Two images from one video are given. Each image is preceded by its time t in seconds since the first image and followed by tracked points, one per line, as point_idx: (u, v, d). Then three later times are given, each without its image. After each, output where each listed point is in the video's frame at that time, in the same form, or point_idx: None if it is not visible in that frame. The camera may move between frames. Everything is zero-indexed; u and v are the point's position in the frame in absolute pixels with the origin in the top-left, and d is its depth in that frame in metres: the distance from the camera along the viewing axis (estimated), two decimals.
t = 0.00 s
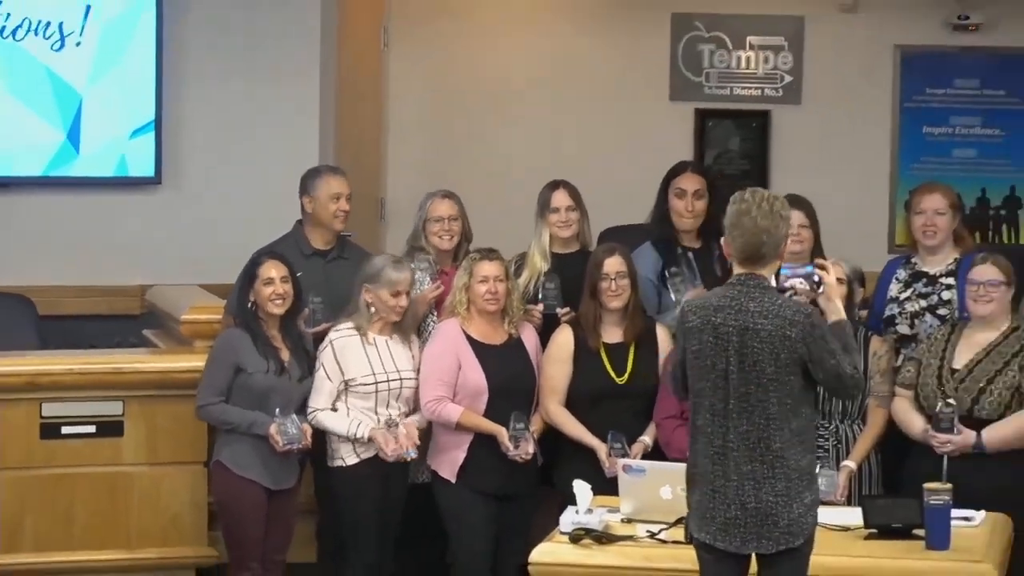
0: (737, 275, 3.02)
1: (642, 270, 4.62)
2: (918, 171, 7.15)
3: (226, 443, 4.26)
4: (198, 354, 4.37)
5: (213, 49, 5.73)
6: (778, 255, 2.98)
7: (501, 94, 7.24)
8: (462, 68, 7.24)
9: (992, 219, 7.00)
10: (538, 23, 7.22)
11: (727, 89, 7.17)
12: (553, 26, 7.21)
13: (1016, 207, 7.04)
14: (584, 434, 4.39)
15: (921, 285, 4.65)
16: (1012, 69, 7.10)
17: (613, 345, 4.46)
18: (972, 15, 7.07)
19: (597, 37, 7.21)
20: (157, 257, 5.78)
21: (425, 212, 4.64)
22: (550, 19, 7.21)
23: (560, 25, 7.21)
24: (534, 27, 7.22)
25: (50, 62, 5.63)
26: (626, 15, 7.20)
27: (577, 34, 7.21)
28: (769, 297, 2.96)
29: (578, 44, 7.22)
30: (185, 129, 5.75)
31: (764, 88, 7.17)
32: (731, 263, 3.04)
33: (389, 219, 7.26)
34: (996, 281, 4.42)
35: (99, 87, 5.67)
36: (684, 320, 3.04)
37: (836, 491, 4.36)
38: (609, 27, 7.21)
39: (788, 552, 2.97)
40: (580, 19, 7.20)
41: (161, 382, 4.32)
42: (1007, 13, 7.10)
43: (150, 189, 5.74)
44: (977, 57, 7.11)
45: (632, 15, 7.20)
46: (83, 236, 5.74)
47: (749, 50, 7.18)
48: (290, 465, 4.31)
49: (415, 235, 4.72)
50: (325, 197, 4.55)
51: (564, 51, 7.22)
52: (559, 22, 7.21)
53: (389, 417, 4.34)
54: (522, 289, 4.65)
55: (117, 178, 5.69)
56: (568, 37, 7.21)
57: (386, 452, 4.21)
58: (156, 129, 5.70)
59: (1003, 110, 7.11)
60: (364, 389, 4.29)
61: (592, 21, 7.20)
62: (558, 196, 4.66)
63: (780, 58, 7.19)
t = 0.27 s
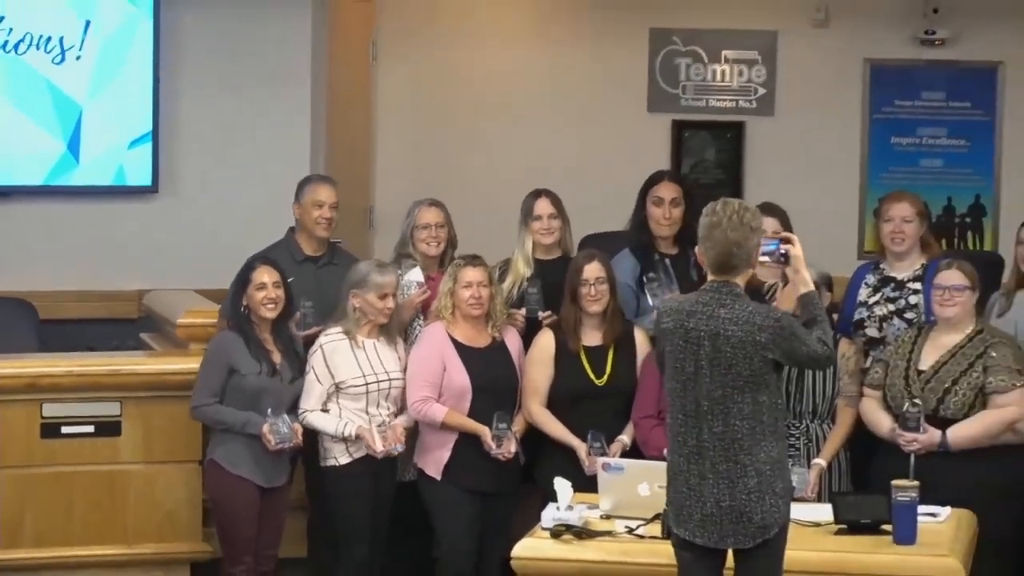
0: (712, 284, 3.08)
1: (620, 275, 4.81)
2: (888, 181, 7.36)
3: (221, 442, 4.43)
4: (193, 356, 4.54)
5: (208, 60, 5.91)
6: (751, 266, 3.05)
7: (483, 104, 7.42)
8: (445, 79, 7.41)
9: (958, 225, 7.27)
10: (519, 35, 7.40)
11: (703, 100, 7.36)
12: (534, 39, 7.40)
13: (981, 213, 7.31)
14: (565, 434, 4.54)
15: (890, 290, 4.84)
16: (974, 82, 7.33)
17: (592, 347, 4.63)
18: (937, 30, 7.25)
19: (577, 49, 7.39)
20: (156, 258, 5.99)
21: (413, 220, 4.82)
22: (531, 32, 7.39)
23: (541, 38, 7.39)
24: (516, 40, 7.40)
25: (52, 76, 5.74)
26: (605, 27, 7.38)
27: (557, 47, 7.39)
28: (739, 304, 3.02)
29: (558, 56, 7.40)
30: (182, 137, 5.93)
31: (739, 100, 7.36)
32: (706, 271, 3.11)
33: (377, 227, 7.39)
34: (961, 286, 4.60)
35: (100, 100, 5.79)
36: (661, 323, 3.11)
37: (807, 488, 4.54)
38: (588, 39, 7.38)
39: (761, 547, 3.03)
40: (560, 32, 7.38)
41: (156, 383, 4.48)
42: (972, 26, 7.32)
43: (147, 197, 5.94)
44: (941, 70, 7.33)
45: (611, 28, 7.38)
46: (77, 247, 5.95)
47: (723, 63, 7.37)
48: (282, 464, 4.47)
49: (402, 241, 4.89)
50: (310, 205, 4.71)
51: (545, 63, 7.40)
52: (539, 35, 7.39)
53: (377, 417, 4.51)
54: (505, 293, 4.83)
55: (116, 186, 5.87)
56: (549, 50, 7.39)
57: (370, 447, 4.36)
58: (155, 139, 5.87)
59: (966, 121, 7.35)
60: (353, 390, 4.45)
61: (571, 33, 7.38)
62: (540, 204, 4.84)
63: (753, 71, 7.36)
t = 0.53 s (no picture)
0: (690, 284, 3.20)
1: (601, 275, 4.98)
2: (858, 183, 7.55)
3: (214, 435, 4.59)
4: (187, 353, 4.70)
5: (201, 67, 6.09)
6: (725, 266, 3.17)
7: (466, 109, 7.59)
8: (428, 85, 7.57)
9: (925, 226, 7.46)
10: (501, 42, 7.57)
11: (679, 106, 7.55)
12: (515, 46, 7.57)
13: (947, 215, 7.51)
14: (546, 427, 4.70)
15: (859, 289, 5.03)
16: (941, 88, 7.52)
17: (573, 344, 4.79)
18: (905, 37, 7.43)
19: (556, 56, 7.57)
20: (151, 260, 6.16)
21: (400, 221, 4.99)
22: (512, 39, 7.57)
23: (522, 45, 7.57)
24: (497, 47, 7.57)
25: (51, 80, 5.96)
26: (584, 35, 7.56)
27: (538, 54, 7.57)
28: (717, 304, 3.14)
29: (538, 63, 7.58)
30: (177, 140, 6.11)
31: (714, 105, 7.55)
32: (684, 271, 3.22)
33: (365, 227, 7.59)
34: (928, 284, 4.77)
35: (96, 105, 6.00)
36: (640, 323, 3.22)
37: (781, 479, 4.69)
38: (568, 46, 7.56)
39: (738, 538, 3.16)
40: (540, 39, 7.56)
41: (152, 379, 4.65)
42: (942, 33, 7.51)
43: (142, 199, 6.11)
44: (909, 77, 7.51)
45: (590, 35, 7.56)
46: (75, 248, 6.12)
47: (699, 69, 7.55)
48: (273, 456, 4.64)
49: (390, 242, 5.06)
50: (301, 206, 4.87)
51: (526, 70, 7.57)
52: (520, 42, 7.57)
53: (366, 411, 4.68)
54: (489, 291, 5.01)
55: (112, 188, 6.06)
56: (529, 57, 7.57)
57: (361, 438, 4.54)
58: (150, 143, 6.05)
59: (933, 127, 7.53)
60: (342, 385, 4.64)
61: (551, 40, 7.57)
62: (523, 206, 5.01)
63: (728, 77, 7.55)
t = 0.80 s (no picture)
0: (667, 283, 3.28)
1: (582, 274, 5.17)
2: (831, 185, 7.75)
3: (209, 428, 4.77)
4: (184, 350, 4.87)
5: (195, 73, 6.29)
6: (701, 265, 3.24)
7: (451, 114, 7.78)
8: (413, 92, 7.76)
9: (894, 227, 7.68)
10: (484, 51, 7.76)
11: (657, 111, 7.74)
12: (498, 54, 7.76)
13: (916, 216, 7.72)
14: (529, 421, 4.88)
15: (831, 287, 5.21)
16: (911, 95, 7.73)
17: (555, 341, 4.97)
18: (875, 45, 7.63)
19: (538, 64, 7.76)
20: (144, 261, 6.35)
21: (389, 222, 5.16)
22: (494, 48, 7.76)
23: (504, 53, 7.76)
24: (480, 55, 7.76)
25: (51, 86, 6.19)
26: (565, 43, 7.75)
27: (520, 62, 7.76)
28: (693, 303, 3.22)
29: (520, 70, 7.78)
30: (173, 144, 6.31)
31: (690, 111, 7.75)
32: (661, 270, 3.30)
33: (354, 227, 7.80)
34: (897, 282, 4.94)
35: (94, 110, 6.24)
36: (620, 321, 3.31)
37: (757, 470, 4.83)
38: (549, 55, 7.75)
39: (715, 531, 3.25)
40: (522, 47, 7.75)
41: (149, 375, 4.82)
42: (912, 41, 7.72)
43: (140, 201, 6.31)
44: (880, 83, 7.72)
45: (571, 44, 7.75)
46: (72, 249, 6.32)
47: (677, 76, 7.74)
48: (265, 449, 4.81)
49: (379, 242, 5.24)
50: (293, 207, 5.05)
51: (508, 77, 7.77)
52: (502, 50, 7.76)
53: (356, 404, 4.87)
54: (475, 289, 5.19)
55: (111, 191, 6.27)
56: (512, 64, 7.76)
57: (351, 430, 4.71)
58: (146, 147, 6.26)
59: (903, 131, 7.74)
60: (332, 379, 4.81)
61: (533, 49, 7.76)
62: (507, 208, 5.19)
63: (704, 84, 7.74)
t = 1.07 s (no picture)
0: (644, 282, 3.42)
1: (565, 274, 5.36)
2: (804, 188, 7.93)
3: (204, 423, 4.94)
4: (180, 346, 5.05)
5: (194, 81, 6.64)
6: (677, 264, 3.38)
7: (436, 118, 7.96)
8: (398, 97, 7.93)
9: (865, 228, 7.86)
10: (467, 57, 7.94)
11: (637, 116, 7.93)
12: (481, 61, 7.94)
13: (886, 217, 7.91)
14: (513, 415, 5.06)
15: (805, 285, 5.39)
16: (882, 100, 7.91)
17: (538, 338, 5.14)
18: (846, 53, 7.85)
19: (520, 71, 7.94)
20: (140, 260, 6.65)
21: (378, 223, 5.34)
22: (478, 55, 7.93)
23: (487, 60, 7.94)
24: (463, 62, 7.94)
25: (52, 92, 6.47)
26: (546, 50, 7.93)
27: (503, 68, 7.94)
28: (670, 302, 3.37)
29: (503, 77, 7.95)
30: (169, 149, 6.65)
31: (669, 116, 7.94)
32: (637, 270, 3.45)
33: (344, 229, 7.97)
34: (868, 281, 5.12)
35: (93, 115, 6.52)
36: (598, 320, 3.46)
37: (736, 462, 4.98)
38: (532, 61, 7.93)
39: (691, 520, 3.41)
40: (504, 54, 7.93)
41: (147, 371, 4.99)
42: (882, 49, 7.91)
43: (138, 203, 6.62)
44: (852, 89, 7.91)
45: (552, 51, 7.93)
46: (71, 249, 6.61)
47: (656, 83, 7.93)
48: (258, 442, 4.98)
49: (369, 242, 5.42)
50: (286, 209, 5.22)
51: (492, 83, 7.95)
52: (485, 57, 7.94)
53: (346, 400, 5.03)
54: (462, 288, 5.37)
55: (110, 193, 6.57)
56: (495, 70, 7.94)
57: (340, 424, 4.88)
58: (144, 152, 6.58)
59: (873, 135, 7.92)
60: (322, 375, 4.98)
61: (516, 56, 7.93)
62: (493, 209, 5.37)
63: (682, 90, 7.93)
